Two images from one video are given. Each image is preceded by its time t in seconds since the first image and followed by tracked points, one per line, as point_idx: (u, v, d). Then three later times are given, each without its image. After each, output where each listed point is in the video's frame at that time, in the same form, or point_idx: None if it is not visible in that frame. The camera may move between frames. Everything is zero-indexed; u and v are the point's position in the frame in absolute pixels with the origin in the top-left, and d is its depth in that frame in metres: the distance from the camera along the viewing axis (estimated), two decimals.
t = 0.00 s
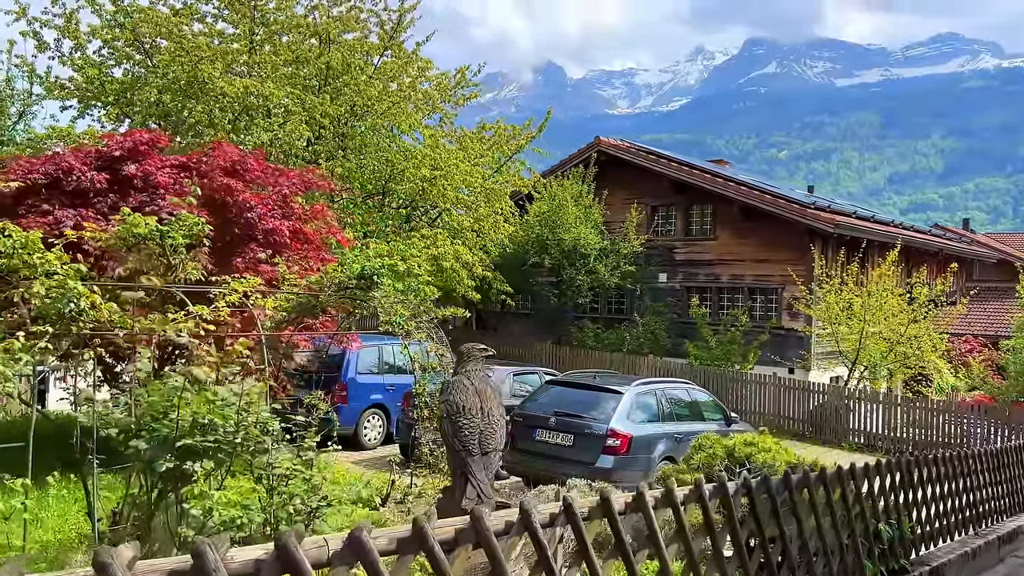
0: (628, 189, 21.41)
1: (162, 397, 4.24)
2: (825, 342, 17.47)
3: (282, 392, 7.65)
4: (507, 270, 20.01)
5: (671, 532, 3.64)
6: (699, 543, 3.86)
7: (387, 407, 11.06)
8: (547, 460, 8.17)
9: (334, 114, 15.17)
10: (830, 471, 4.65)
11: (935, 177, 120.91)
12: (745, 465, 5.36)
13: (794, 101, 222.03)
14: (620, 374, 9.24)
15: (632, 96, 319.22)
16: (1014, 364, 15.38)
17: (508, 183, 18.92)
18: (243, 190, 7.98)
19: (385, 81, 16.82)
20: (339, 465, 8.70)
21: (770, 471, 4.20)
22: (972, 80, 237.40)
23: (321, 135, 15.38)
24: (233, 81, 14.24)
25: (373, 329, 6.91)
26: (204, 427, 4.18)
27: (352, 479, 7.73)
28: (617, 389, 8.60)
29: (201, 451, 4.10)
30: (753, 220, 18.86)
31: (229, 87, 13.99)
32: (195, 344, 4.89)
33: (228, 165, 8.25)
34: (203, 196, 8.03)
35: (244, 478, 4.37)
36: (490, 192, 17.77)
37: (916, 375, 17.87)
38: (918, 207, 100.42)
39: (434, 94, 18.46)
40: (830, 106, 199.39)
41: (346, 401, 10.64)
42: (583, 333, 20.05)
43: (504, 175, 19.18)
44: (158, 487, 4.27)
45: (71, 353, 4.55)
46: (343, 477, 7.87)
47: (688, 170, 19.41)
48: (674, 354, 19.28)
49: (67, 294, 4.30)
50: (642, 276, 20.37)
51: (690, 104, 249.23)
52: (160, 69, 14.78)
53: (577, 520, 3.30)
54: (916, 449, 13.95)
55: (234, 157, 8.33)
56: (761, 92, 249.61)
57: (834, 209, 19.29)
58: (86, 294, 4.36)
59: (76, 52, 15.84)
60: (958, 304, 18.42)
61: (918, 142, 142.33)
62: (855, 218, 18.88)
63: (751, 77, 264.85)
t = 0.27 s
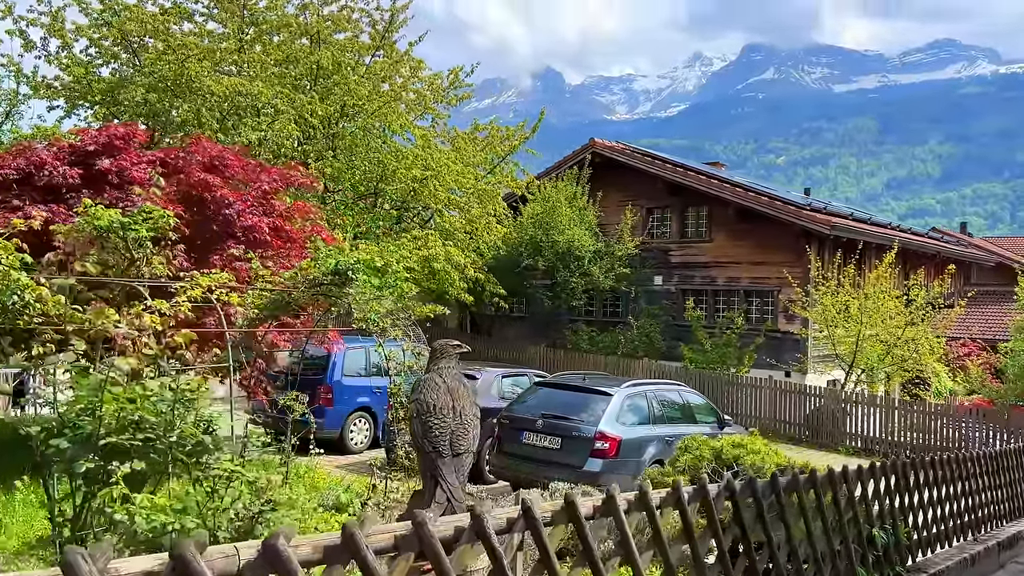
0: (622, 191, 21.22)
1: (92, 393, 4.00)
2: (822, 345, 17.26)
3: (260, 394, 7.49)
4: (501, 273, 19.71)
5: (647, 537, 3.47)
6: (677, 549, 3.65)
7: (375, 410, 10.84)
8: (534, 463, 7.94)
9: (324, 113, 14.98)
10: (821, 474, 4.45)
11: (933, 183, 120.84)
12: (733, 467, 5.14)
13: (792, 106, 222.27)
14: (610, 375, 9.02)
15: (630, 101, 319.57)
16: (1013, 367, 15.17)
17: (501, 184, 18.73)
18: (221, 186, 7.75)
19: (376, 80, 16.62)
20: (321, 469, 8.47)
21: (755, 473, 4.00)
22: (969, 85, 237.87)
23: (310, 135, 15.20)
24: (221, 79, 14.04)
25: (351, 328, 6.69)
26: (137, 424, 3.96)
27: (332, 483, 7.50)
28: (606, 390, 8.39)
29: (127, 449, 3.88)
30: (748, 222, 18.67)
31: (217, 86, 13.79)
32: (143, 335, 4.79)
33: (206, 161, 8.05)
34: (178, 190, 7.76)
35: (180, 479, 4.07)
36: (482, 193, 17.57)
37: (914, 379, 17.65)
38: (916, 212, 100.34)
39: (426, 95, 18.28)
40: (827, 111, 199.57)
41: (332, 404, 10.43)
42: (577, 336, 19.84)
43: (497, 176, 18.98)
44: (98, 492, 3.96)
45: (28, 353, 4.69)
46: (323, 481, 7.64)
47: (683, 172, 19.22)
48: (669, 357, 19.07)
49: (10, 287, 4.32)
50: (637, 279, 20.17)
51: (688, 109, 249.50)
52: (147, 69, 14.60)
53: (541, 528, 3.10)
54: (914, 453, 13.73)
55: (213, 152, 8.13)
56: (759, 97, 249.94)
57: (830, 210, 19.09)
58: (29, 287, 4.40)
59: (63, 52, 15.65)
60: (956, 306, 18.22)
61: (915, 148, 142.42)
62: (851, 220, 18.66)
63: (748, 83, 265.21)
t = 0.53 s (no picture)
0: (615, 196, 21.03)
1: None
2: (816, 352, 17.04)
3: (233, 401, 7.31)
4: (492, 277, 19.50)
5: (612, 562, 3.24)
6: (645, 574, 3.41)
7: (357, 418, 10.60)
8: (516, 474, 7.71)
9: (310, 116, 14.77)
10: (805, 490, 4.22)
11: (928, 189, 120.98)
12: (715, 480, 4.92)
13: (788, 113, 222.71)
14: (596, 382, 8.78)
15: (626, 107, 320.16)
16: (1008, 374, 14.94)
17: (491, 189, 18.52)
18: (193, 188, 7.51)
19: (364, 83, 16.41)
20: (298, 480, 8.22)
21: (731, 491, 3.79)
22: (963, 92, 238.56)
23: (295, 139, 14.98)
24: (205, 82, 13.83)
25: (323, 334, 6.44)
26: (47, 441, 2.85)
27: (307, 495, 7.25)
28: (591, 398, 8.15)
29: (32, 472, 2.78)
30: (741, 228, 18.48)
31: (200, 88, 13.59)
32: (91, 341, 4.68)
33: (179, 163, 7.82)
34: (149, 192, 7.48)
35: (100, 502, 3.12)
36: (472, 198, 17.35)
37: (909, 385, 17.43)
38: (911, 219, 100.40)
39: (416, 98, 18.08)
40: (823, 118, 200.09)
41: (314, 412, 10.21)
42: (568, 342, 19.61)
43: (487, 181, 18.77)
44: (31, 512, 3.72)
45: None
46: (297, 493, 7.39)
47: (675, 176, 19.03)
48: (661, 363, 18.85)
49: None
50: (630, 285, 19.96)
51: (684, 116, 250.07)
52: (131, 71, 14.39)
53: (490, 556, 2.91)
54: (909, 461, 13.50)
55: (187, 154, 7.90)
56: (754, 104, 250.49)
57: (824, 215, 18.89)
58: None
59: (47, 54, 15.44)
60: (951, 313, 18.00)
61: (910, 154, 142.63)
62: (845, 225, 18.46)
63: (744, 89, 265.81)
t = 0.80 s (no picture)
0: (602, 200, 20.88)
1: None
2: (802, 356, 16.90)
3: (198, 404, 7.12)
4: (476, 283, 19.21)
5: None
6: None
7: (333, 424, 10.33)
8: (491, 482, 7.49)
9: (290, 117, 14.55)
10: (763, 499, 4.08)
11: (917, 196, 121.41)
12: (685, 488, 4.79)
13: (778, 119, 223.54)
14: (575, 387, 8.58)
15: (619, 114, 321.04)
16: (995, 379, 14.72)
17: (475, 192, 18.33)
18: (157, 187, 7.31)
19: (346, 85, 16.20)
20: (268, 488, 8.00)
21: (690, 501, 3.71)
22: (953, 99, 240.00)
23: (275, 140, 14.76)
24: (182, 82, 13.60)
25: (288, 339, 6.19)
26: None
27: (273, 503, 7.03)
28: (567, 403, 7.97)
29: None
30: (727, 232, 18.35)
31: (176, 88, 13.36)
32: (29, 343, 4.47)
33: (144, 161, 7.59)
34: (112, 192, 7.31)
35: None
36: (456, 201, 17.15)
37: (897, 390, 17.28)
38: (901, 225, 100.72)
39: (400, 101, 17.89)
40: (813, 125, 200.94)
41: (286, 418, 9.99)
42: (554, 347, 19.41)
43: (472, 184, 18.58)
44: None
45: None
46: (264, 500, 7.17)
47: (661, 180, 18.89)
48: (647, 368, 18.68)
49: None
50: (616, 289, 19.79)
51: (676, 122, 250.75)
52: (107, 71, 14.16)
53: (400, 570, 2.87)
54: (896, 467, 13.37)
55: (152, 152, 7.68)
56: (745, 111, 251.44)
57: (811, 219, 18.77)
58: None
59: (22, 54, 15.17)
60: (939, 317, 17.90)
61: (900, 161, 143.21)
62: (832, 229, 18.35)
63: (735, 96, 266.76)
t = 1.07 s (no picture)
0: (582, 204, 20.73)
1: None
2: (782, 361, 16.76)
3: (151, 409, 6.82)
4: (452, 288, 18.90)
5: None
6: None
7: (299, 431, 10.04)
8: (454, 491, 7.23)
9: (261, 117, 14.29)
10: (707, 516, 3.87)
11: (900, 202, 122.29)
12: (641, 501, 4.55)
13: (763, 125, 224.83)
14: (544, 393, 8.38)
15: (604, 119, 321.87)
16: (974, 384, 14.49)
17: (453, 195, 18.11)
18: (108, 186, 7.02)
19: (321, 86, 15.97)
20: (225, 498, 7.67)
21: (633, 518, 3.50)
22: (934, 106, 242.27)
23: (246, 141, 14.48)
24: (149, 80, 13.30)
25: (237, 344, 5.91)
26: None
27: (228, 515, 6.75)
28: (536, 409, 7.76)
29: None
30: (707, 236, 18.24)
31: (144, 87, 13.06)
32: None
33: (96, 160, 7.32)
34: (60, 190, 7.02)
35: None
36: (433, 204, 16.91)
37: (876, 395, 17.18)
38: (883, 230, 101.39)
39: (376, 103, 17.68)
40: (797, 130, 202.11)
41: (247, 427, 9.69)
42: (533, 352, 19.18)
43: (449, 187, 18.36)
44: None
45: None
46: (219, 512, 6.88)
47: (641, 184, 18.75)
48: (626, 373, 18.49)
49: None
50: (596, 293, 19.62)
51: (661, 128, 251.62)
52: (72, 70, 13.83)
53: None
54: (875, 472, 13.26)
55: (104, 150, 7.41)
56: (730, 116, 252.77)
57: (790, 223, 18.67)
58: None
59: None
60: (918, 322, 17.84)
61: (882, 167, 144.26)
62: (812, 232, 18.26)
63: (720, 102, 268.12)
